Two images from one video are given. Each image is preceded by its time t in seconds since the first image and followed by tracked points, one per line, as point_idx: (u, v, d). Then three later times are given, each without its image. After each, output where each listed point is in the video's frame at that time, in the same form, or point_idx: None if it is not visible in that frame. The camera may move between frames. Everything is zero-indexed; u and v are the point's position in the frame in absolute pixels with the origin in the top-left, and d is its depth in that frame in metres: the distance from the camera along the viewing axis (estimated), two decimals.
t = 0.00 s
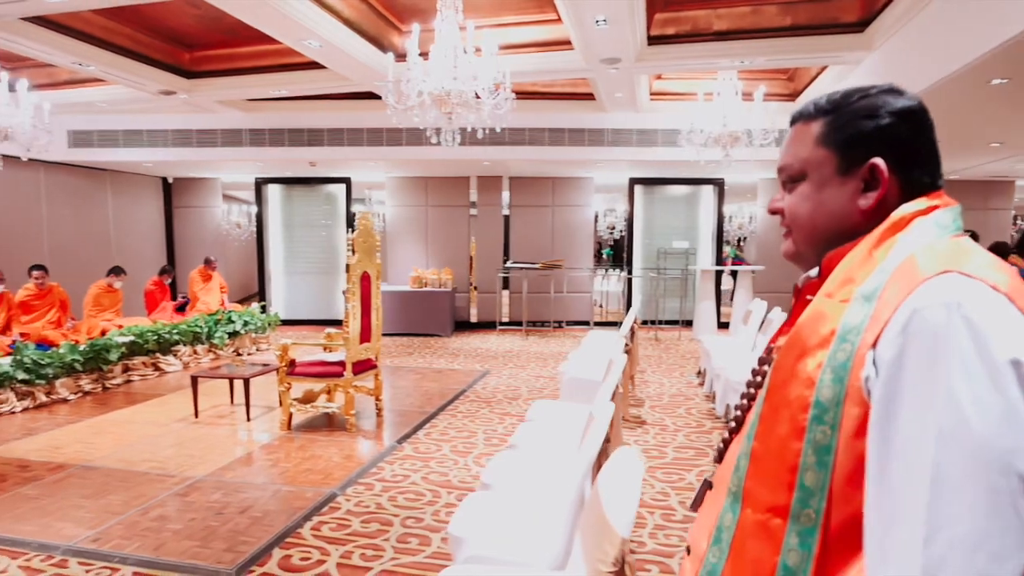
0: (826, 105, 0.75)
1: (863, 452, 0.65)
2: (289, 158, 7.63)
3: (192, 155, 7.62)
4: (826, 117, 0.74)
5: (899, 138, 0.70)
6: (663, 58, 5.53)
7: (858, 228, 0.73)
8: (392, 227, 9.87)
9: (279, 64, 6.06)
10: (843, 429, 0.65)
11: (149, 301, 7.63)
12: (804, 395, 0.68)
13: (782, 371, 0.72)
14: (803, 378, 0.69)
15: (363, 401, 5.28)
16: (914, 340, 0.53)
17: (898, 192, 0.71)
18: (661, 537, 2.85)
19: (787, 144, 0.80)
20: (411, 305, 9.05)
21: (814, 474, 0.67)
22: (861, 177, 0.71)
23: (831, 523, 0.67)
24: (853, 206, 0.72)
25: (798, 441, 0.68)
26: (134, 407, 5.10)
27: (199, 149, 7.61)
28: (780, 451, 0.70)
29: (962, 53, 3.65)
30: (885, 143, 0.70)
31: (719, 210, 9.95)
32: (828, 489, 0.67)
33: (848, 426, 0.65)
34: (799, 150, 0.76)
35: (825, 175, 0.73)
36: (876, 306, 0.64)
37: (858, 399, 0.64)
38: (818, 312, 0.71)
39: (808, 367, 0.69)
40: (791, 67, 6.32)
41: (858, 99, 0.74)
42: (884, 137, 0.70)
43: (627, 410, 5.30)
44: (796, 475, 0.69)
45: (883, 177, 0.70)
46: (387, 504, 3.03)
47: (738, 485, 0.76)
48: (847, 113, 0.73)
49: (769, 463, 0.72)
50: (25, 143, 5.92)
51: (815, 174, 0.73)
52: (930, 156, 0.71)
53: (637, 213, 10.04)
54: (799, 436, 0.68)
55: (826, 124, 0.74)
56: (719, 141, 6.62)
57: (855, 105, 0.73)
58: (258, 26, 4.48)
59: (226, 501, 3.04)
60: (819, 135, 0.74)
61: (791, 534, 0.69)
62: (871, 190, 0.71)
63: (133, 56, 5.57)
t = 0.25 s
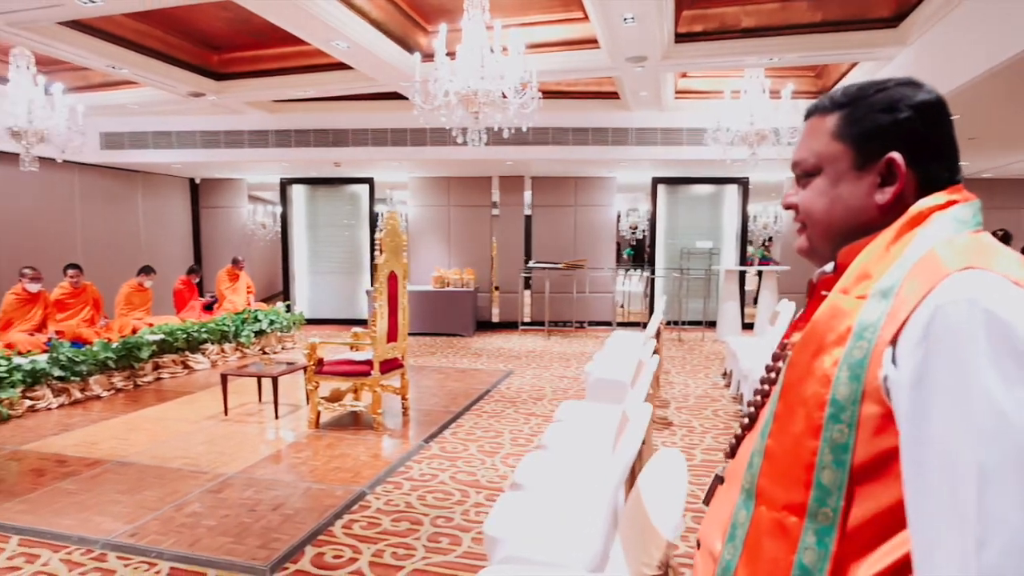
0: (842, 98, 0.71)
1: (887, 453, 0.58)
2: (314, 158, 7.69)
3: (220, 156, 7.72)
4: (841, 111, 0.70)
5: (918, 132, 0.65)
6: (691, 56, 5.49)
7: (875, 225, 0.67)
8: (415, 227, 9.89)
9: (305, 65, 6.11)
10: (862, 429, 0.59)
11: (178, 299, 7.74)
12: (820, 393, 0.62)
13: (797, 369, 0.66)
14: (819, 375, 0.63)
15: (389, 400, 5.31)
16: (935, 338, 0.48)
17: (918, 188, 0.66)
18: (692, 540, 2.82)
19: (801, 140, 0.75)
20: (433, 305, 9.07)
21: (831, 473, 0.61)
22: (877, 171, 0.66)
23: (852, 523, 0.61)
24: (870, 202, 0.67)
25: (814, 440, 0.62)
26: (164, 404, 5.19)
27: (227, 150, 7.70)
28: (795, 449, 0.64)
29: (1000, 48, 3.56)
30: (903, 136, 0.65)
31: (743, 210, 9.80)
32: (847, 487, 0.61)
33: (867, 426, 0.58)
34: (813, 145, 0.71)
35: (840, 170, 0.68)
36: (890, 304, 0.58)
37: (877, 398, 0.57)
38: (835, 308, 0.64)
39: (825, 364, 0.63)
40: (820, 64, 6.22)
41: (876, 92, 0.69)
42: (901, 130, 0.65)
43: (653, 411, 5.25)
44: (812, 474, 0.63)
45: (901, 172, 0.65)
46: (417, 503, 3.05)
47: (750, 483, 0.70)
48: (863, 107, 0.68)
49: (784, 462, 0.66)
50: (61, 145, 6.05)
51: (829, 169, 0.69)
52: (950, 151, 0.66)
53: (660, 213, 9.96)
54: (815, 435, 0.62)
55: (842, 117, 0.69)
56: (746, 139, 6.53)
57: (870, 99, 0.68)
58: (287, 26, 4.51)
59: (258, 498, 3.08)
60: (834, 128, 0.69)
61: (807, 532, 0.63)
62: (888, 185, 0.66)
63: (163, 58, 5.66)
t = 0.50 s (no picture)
0: (856, 94, 0.66)
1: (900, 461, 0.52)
2: (339, 159, 7.74)
3: (246, 156, 7.81)
4: (856, 108, 0.65)
5: (936, 132, 0.61)
6: (719, 53, 5.44)
7: (890, 230, 0.62)
8: (437, 227, 9.89)
9: (330, 67, 6.15)
10: (875, 439, 0.53)
11: (206, 299, 7.83)
12: (832, 401, 0.56)
13: (809, 374, 0.60)
14: (831, 384, 0.57)
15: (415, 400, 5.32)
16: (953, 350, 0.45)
17: (936, 191, 0.61)
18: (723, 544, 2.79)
19: (812, 141, 0.70)
20: (456, 306, 9.08)
21: (842, 483, 0.55)
22: (894, 171, 0.61)
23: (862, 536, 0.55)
24: (886, 205, 0.62)
25: (826, 449, 0.56)
26: (194, 401, 5.27)
27: (254, 151, 7.79)
28: (804, 457, 0.58)
29: None
30: (921, 135, 0.61)
31: (768, 208, 9.64)
32: (859, 498, 0.54)
33: (881, 438, 0.53)
34: (825, 145, 0.66)
35: (854, 171, 0.63)
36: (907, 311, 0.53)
37: (893, 407, 0.52)
38: (849, 312, 0.58)
39: (838, 372, 0.57)
40: (850, 61, 6.11)
41: (891, 89, 0.64)
42: (918, 130, 0.61)
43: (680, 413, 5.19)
44: (823, 483, 0.56)
45: (918, 173, 0.60)
46: (445, 504, 3.07)
47: (760, 488, 0.63)
48: (877, 105, 0.64)
49: (792, 469, 0.60)
50: (95, 147, 6.18)
51: (842, 170, 0.63)
52: (968, 154, 0.62)
53: (683, 213, 9.87)
54: (826, 445, 0.56)
55: (855, 115, 0.64)
56: (774, 138, 6.43)
57: (885, 97, 0.64)
58: (314, 28, 4.55)
59: (289, 496, 3.13)
60: (850, 126, 0.64)
61: (817, 542, 0.57)
62: (905, 187, 0.61)
63: (194, 61, 5.74)
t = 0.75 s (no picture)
0: (864, 100, 0.67)
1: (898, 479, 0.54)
2: (363, 160, 7.79)
3: (273, 158, 7.90)
4: (864, 115, 0.66)
5: (944, 140, 0.62)
6: (747, 50, 5.37)
7: (897, 238, 0.64)
8: (460, 227, 9.87)
9: (355, 68, 6.18)
10: (874, 455, 0.55)
11: (234, 298, 7.92)
12: (832, 416, 0.58)
13: (812, 389, 0.63)
14: (832, 400, 0.59)
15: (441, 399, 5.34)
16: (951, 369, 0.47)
17: (945, 200, 0.62)
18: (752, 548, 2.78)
19: (820, 145, 0.71)
20: (478, 306, 9.07)
21: (841, 500, 0.58)
22: (902, 180, 0.62)
23: (860, 553, 0.57)
24: (893, 213, 0.63)
25: (826, 465, 0.59)
26: (224, 399, 5.36)
27: (280, 152, 7.87)
28: (805, 473, 0.61)
29: None
30: (929, 144, 0.62)
31: (794, 208, 9.46)
32: (857, 516, 0.57)
33: (879, 455, 0.55)
34: (834, 151, 0.67)
35: (862, 178, 0.64)
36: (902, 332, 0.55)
37: (891, 425, 0.54)
38: (851, 326, 0.60)
39: (837, 390, 0.59)
40: (880, 56, 5.99)
41: (900, 96, 0.65)
42: (926, 137, 0.62)
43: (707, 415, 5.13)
44: (823, 500, 0.59)
45: (927, 182, 0.61)
46: (474, 505, 3.10)
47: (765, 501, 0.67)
48: (886, 113, 0.65)
49: (794, 485, 0.63)
50: (128, 150, 6.29)
51: (851, 177, 0.65)
52: (977, 161, 0.63)
53: (707, 212, 9.77)
54: (826, 461, 0.59)
55: (864, 123, 0.66)
56: (803, 135, 6.33)
57: (893, 104, 0.65)
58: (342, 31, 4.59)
59: (320, 495, 3.19)
60: (857, 133, 0.66)
61: (815, 559, 0.60)
62: (913, 196, 0.62)
63: (222, 64, 5.83)
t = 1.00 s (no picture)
0: (862, 104, 0.65)
1: (883, 497, 0.53)
2: (386, 160, 7.81)
3: (296, 158, 7.95)
4: (861, 120, 0.64)
5: (944, 146, 0.60)
6: (775, 47, 5.29)
7: (894, 247, 0.61)
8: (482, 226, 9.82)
9: (378, 68, 6.19)
10: (860, 472, 0.54)
11: (258, 297, 7.98)
12: (818, 430, 0.57)
13: (801, 400, 0.61)
14: (817, 414, 0.58)
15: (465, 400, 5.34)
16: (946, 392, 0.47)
17: (944, 207, 0.59)
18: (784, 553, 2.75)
19: (816, 150, 0.69)
20: (500, 306, 9.05)
21: (825, 515, 0.56)
22: (899, 187, 0.60)
23: (843, 571, 0.56)
24: (889, 221, 0.60)
25: (810, 479, 0.57)
26: (249, 398, 5.40)
27: (303, 152, 7.92)
28: (790, 488, 0.60)
29: None
30: (926, 151, 0.60)
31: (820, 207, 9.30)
32: (841, 533, 0.56)
33: (865, 472, 0.54)
34: (830, 157, 0.65)
35: (857, 185, 0.62)
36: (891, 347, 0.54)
37: (878, 442, 0.53)
38: (842, 339, 0.59)
39: (824, 403, 0.57)
40: (911, 53, 5.87)
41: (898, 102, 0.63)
42: (923, 143, 0.60)
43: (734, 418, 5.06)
44: (806, 515, 0.58)
45: (925, 189, 0.59)
46: (501, 507, 3.12)
47: (748, 513, 0.66)
48: (882, 117, 0.63)
49: (777, 500, 0.61)
50: (155, 151, 6.35)
51: (846, 184, 0.63)
52: (979, 168, 0.60)
53: (730, 211, 9.63)
54: (811, 475, 0.57)
55: (860, 129, 0.64)
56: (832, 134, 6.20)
57: (891, 110, 0.63)
58: (367, 30, 4.57)
59: (348, 495, 3.22)
60: (854, 138, 0.63)
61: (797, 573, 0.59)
62: (910, 204, 0.60)
63: (248, 65, 5.87)
